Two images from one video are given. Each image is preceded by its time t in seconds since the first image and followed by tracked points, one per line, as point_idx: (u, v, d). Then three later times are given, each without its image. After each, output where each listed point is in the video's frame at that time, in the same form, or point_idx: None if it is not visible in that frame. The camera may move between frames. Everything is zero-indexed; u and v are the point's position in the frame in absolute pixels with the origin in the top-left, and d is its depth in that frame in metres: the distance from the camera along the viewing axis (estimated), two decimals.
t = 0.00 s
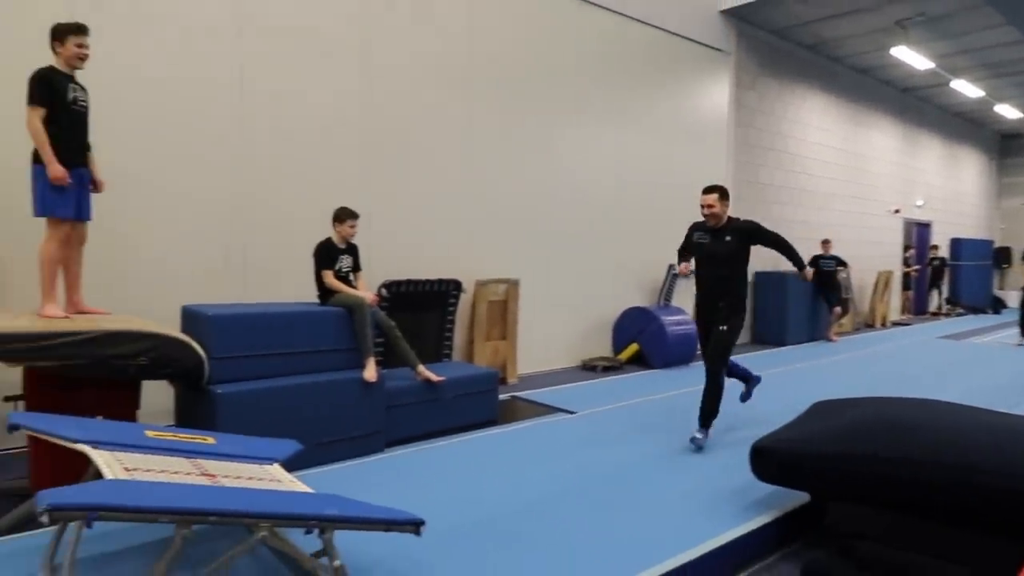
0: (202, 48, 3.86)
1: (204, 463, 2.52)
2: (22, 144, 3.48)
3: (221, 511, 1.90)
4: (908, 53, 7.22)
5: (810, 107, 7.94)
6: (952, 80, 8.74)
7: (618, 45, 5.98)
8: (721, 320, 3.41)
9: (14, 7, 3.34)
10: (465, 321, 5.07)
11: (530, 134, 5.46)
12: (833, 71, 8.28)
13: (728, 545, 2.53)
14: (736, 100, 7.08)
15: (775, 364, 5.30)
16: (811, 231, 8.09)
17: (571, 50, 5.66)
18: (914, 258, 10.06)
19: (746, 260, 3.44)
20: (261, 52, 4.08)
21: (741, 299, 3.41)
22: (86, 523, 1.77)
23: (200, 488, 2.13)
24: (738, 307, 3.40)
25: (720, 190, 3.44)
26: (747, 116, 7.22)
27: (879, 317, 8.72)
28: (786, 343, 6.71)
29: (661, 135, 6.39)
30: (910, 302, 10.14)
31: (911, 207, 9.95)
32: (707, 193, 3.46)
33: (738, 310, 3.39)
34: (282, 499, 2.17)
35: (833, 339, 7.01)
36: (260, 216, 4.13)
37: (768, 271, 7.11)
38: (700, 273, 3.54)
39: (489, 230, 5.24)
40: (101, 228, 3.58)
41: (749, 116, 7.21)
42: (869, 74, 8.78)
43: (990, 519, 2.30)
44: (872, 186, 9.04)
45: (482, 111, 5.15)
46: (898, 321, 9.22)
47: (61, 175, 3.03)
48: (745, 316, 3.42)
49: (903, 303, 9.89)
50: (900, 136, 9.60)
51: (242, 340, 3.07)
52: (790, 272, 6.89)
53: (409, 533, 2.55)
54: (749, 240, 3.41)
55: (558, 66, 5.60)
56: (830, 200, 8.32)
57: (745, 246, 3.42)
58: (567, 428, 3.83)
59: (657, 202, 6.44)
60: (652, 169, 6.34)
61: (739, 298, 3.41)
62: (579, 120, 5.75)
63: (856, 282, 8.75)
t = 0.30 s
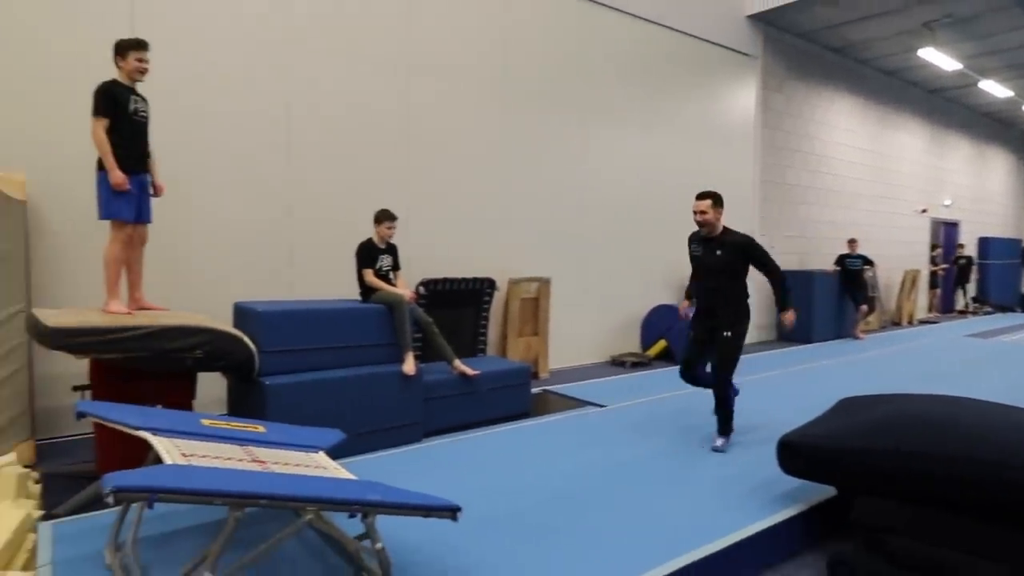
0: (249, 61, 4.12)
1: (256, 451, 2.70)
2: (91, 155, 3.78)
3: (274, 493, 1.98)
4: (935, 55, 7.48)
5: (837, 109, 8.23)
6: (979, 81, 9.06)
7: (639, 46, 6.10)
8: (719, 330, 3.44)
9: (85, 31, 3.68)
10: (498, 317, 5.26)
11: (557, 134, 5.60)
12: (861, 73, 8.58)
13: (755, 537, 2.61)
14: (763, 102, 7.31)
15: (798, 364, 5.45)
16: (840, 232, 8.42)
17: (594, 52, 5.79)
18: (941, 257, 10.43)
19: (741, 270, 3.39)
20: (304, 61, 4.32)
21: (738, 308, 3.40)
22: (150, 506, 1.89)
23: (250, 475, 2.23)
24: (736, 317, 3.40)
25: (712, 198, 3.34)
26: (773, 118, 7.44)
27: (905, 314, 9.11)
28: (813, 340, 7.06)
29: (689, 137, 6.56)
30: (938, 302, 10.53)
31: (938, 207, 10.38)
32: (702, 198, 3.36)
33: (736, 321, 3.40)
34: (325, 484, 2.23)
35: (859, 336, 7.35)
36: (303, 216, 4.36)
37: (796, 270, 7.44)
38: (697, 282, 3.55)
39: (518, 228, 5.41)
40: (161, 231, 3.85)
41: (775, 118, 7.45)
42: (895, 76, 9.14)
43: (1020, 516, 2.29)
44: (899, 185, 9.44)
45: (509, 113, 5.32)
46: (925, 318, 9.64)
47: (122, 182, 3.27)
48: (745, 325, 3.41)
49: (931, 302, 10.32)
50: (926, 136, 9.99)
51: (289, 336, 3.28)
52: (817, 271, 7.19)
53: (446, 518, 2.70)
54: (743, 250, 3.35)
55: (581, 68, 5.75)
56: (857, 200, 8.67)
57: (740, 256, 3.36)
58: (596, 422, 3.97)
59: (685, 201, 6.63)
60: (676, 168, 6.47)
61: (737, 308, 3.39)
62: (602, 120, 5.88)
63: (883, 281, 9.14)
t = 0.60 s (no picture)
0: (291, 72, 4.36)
1: (302, 440, 2.88)
2: (145, 163, 4.05)
3: (318, 481, 2.07)
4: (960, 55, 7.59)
5: (861, 110, 8.39)
6: (1006, 81, 9.25)
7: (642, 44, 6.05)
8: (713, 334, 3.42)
9: (104, 38, 3.83)
10: (527, 314, 5.40)
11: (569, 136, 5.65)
12: (881, 74, 8.69)
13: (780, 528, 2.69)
14: (786, 104, 7.42)
15: (822, 359, 5.57)
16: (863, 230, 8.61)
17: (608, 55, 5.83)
18: (967, 255, 10.70)
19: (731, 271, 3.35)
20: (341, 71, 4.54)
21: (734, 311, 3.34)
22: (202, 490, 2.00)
23: (293, 462, 2.29)
24: (731, 319, 3.36)
25: (699, 197, 3.34)
26: (797, 120, 7.54)
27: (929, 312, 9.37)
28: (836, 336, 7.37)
29: (714, 137, 6.65)
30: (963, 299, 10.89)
31: (964, 205, 10.57)
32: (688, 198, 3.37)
33: (731, 324, 3.37)
34: (364, 472, 2.34)
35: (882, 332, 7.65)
36: (342, 218, 4.59)
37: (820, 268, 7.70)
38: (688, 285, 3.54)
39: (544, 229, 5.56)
40: (211, 234, 4.12)
41: (799, 120, 7.55)
42: (918, 77, 9.25)
43: None
44: (923, 185, 9.62)
45: (535, 117, 5.46)
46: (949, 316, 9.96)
47: (174, 188, 3.49)
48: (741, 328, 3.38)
49: (955, 299, 10.69)
50: (951, 136, 10.16)
51: (329, 332, 3.48)
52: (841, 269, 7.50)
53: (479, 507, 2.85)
54: (729, 252, 3.34)
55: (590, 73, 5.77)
56: (881, 199, 8.85)
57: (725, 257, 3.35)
58: (622, 416, 4.09)
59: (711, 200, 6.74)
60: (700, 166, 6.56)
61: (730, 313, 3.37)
62: (625, 122, 5.97)
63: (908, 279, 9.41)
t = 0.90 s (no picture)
0: (326, 81, 4.58)
1: (341, 431, 3.06)
2: (192, 171, 4.32)
3: (356, 470, 2.18)
4: (980, 53, 7.90)
5: (882, 110, 8.74)
6: None
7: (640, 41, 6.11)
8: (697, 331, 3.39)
9: (152, 55, 4.10)
10: (553, 312, 5.55)
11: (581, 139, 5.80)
12: (902, 74, 9.09)
13: (802, 521, 2.75)
14: (807, 106, 7.75)
15: (836, 358, 5.72)
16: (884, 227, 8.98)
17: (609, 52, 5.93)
18: (988, 251, 11.09)
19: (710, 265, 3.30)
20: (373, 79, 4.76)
21: (715, 306, 3.40)
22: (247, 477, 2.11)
23: (332, 454, 2.39)
24: (715, 316, 3.39)
25: (683, 193, 3.34)
26: (818, 121, 7.87)
27: (952, 308, 9.77)
28: (859, 333, 7.69)
29: (734, 139, 6.90)
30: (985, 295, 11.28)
31: (986, 202, 11.00)
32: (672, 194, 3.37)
33: (714, 320, 3.40)
34: (403, 463, 2.47)
35: (904, 329, 7.99)
36: (378, 221, 4.82)
37: (842, 266, 8.07)
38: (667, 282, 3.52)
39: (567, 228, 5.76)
40: (255, 237, 4.37)
41: (820, 120, 7.89)
42: (938, 76, 9.67)
43: None
44: (944, 182, 9.97)
45: (556, 120, 5.67)
46: (972, 312, 10.32)
47: (220, 194, 3.72)
48: (724, 325, 3.43)
49: (977, 296, 11.11)
50: (971, 134, 10.52)
51: (365, 329, 3.67)
52: (863, 267, 7.84)
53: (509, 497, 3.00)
54: (709, 243, 3.32)
55: (597, 74, 5.89)
56: (901, 196, 9.22)
57: (704, 249, 3.33)
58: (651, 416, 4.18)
59: (734, 200, 6.97)
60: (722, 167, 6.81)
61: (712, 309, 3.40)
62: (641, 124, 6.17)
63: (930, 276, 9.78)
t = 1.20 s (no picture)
0: (358, 90, 4.80)
1: (376, 425, 3.23)
2: (231, 179, 4.57)
3: (390, 462, 2.31)
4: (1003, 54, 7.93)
5: (901, 112, 8.94)
6: None
7: (648, 41, 6.24)
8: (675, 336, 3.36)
9: (194, 70, 4.35)
10: (576, 311, 5.67)
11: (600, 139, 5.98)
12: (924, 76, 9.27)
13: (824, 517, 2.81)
14: (827, 109, 7.99)
15: (853, 358, 5.84)
16: (907, 228, 9.21)
17: (622, 58, 6.08)
18: (1012, 250, 11.22)
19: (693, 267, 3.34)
20: (403, 87, 4.98)
21: (696, 311, 3.36)
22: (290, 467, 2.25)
23: (368, 446, 2.55)
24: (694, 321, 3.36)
25: (659, 193, 3.34)
26: (837, 123, 8.12)
27: (974, 308, 9.93)
28: (879, 331, 7.92)
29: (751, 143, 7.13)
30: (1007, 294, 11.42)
31: (1008, 201, 11.15)
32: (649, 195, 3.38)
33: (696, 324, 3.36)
34: (434, 456, 2.62)
35: (925, 327, 8.20)
36: (409, 226, 5.03)
37: (862, 265, 8.29)
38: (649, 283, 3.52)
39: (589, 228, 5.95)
40: (293, 240, 4.60)
41: (839, 122, 8.13)
42: (960, 77, 9.82)
43: None
44: (966, 182, 10.11)
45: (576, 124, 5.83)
46: (994, 311, 10.47)
47: (261, 200, 3.93)
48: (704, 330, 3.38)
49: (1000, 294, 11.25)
50: (993, 135, 10.67)
51: (396, 328, 3.84)
52: (883, 267, 8.06)
53: (537, 490, 3.13)
54: (688, 244, 3.31)
55: (613, 79, 6.06)
56: (921, 196, 9.40)
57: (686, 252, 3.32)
58: (675, 417, 4.27)
59: (753, 202, 7.18)
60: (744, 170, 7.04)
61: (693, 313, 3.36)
62: (657, 125, 6.33)
63: (952, 276, 9.96)
